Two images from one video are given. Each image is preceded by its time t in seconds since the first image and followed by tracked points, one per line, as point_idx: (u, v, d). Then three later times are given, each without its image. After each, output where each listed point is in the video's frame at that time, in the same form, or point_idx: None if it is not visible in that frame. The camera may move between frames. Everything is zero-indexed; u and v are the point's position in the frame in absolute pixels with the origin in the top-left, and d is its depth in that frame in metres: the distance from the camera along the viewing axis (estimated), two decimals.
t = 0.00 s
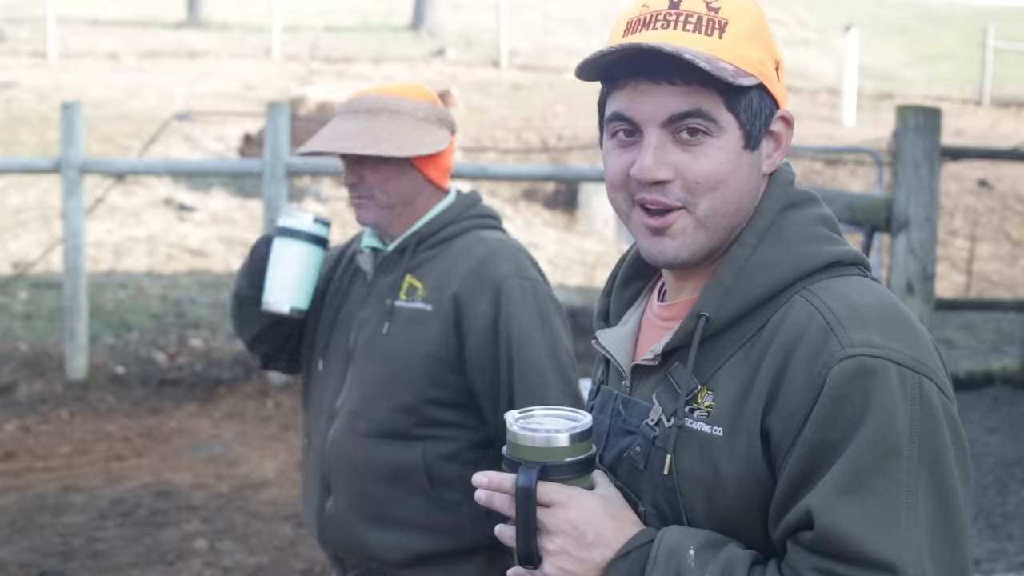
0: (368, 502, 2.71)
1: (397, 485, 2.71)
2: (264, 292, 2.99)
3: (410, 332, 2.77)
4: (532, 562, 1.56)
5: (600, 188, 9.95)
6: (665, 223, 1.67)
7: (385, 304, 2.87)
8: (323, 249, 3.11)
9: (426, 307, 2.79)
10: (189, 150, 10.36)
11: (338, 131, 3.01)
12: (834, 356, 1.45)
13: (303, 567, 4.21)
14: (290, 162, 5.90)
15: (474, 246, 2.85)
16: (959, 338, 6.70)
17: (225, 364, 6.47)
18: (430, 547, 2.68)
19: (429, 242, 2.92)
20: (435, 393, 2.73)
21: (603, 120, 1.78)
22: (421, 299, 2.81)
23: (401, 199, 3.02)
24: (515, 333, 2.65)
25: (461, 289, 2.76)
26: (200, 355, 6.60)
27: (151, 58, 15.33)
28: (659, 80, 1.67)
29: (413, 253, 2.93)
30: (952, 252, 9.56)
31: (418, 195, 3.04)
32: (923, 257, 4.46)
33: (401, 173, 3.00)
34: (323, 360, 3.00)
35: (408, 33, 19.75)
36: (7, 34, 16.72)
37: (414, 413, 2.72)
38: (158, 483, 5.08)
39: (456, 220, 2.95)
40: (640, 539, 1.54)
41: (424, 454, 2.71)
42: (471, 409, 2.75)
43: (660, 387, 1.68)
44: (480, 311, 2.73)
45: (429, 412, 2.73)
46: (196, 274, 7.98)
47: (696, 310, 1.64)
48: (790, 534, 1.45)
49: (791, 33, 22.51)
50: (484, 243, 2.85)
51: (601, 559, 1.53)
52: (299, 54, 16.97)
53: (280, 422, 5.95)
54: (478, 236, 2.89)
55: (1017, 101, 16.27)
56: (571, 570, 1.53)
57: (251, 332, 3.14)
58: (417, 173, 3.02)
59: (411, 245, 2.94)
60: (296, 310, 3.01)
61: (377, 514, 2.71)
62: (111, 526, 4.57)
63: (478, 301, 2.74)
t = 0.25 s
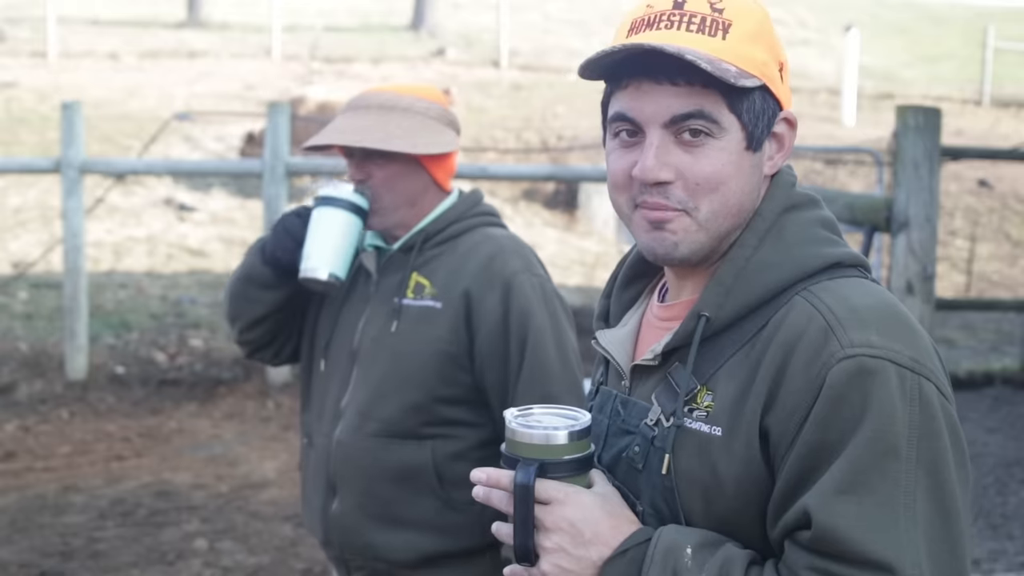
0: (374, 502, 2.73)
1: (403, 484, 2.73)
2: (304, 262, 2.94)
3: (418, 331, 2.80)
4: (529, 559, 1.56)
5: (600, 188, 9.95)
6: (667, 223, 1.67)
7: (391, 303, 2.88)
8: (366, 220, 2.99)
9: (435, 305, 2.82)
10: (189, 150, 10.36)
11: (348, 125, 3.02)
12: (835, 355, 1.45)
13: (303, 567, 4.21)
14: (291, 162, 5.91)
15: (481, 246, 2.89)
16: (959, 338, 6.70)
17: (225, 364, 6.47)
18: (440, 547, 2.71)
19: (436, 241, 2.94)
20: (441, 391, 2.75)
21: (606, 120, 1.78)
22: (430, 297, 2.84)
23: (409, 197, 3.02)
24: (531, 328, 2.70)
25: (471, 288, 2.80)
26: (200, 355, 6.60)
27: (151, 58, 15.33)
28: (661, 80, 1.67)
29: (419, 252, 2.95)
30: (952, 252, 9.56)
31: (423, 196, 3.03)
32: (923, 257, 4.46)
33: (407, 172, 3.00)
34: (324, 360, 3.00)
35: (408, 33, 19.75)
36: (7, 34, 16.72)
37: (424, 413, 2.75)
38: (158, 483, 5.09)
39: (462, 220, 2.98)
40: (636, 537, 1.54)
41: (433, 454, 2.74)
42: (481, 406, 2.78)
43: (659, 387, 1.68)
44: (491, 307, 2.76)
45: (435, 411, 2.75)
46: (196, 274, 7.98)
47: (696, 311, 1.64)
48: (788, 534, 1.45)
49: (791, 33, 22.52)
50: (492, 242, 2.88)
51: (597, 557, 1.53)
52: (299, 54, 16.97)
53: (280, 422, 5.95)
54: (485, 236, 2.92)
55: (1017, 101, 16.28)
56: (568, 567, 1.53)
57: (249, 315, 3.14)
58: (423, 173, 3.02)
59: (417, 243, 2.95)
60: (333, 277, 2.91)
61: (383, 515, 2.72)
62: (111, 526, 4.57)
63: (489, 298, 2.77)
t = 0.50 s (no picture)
0: (376, 501, 2.73)
1: (403, 483, 2.73)
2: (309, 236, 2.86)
3: (422, 329, 2.80)
4: (524, 558, 1.56)
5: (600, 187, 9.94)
6: (665, 219, 1.67)
7: (395, 300, 2.89)
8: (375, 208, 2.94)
9: (440, 302, 2.83)
10: (189, 150, 10.36)
11: (355, 122, 3.02)
12: (830, 356, 1.45)
13: (303, 567, 4.22)
14: (291, 162, 5.91)
15: (485, 246, 2.90)
16: (959, 338, 6.70)
17: (224, 364, 6.47)
18: (441, 547, 2.71)
19: (440, 239, 2.96)
20: (442, 391, 2.75)
21: (605, 118, 1.78)
22: (434, 295, 2.85)
23: (415, 196, 3.02)
24: (537, 326, 2.72)
25: (477, 287, 2.81)
26: (200, 354, 6.60)
27: (151, 58, 15.34)
28: (659, 78, 1.67)
29: (423, 250, 2.95)
30: (952, 252, 9.56)
31: (428, 196, 3.03)
32: (923, 257, 4.46)
33: (413, 171, 3.01)
34: (323, 358, 2.99)
35: (408, 33, 19.75)
36: (7, 34, 16.72)
37: (427, 410, 2.75)
38: (158, 483, 5.09)
39: (466, 219, 2.99)
40: (630, 537, 1.54)
41: (436, 452, 2.75)
42: (485, 404, 2.79)
43: (655, 387, 1.68)
44: (497, 305, 2.77)
45: (435, 410, 2.75)
46: (196, 274, 7.98)
47: (692, 310, 1.64)
48: (782, 534, 1.46)
49: (791, 33, 22.52)
50: (497, 242, 2.89)
51: (592, 556, 1.53)
52: (299, 54, 16.97)
53: (280, 422, 5.95)
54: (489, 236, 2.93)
55: (1017, 101, 16.28)
56: (562, 566, 1.54)
57: (244, 304, 3.11)
58: (429, 173, 3.02)
59: (421, 242, 2.96)
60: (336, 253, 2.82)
61: (385, 514, 2.73)
62: (111, 526, 4.57)
63: (495, 296, 2.78)
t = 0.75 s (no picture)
0: (376, 499, 2.73)
1: (402, 481, 2.73)
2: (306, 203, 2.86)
3: (424, 327, 2.80)
4: (518, 559, 1.56)
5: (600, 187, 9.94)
6: (659, 221, 1.67)
7: (397, 298, 2.89)
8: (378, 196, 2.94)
9: (443, 300, 2.83)
10: (189, 150, 10.36)
11: (363, 116, 3.01)
12: (825, 357, 1.45)
13: (303, 567, 4.22)
14: (291, 162, 5.91)
15: (488, 246, 2.91)
16: (959, 338, 6.70)
17: (225, 364, 6.48)
18: (440, 545, 2.71)
19: (442, 238, 2.96)
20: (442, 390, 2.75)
21: (599, 118, 1.78)
22: (437, 293, 2.85)
23: (418, 194, 3.01)
24: (540, 325, 2.73)
25: (481, 286, 2.81)
26: (200, 355, 6.60)
27: (150, 57, 15.34)
28: (654, 79, 1.67)
29: (426, 249, 2.96)
30: (952, 252, 9.56)
31: (431, 194, 3.03)
32: (923, 257, 4.46)
33: (418, 169, 3.00)
34: (322, 357, 2.98)
35: (408, 33, 19.75)
36: (7, 34, 16.72)
37: (429, 408, 2.75)
38: (158, 483, 5.09)
39: (468, 219, 3.00)
40: (624, 538, 1.54)
41: (436, 450, 2.74)
42: (486, 403, 2.80)
43: (649, 389, 1.68)
44: (501, 304, 2.78)
45: (434, 410, 2.75)
46: (196, 274, 7.98)
47: (687, 311, 1.64)
48: (777, 535, 1.45)
49: (791, 33, 22.52)
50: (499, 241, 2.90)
51: (586, 557, 1.53)
52: (299, 54, 16.97)
53: (280, 422, 5.95)
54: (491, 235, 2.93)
55: (1017, 101, 16.28)
56: (556, 568, 1.53)
57: (240, 292, 3.11)
58: (433, 171, 3.02)
59: (423, 240, 2.97)
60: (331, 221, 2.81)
61: (385, 512, 2.72)
62: (111, 526, 4.57)
63: (499, 295, 2.79)
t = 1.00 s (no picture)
0: (376, 497, 2.73)
1: (402, 481, 2.73)
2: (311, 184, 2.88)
3: (426, 325, 2.81)
4: (509, 558, 1.57)
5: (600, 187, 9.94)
6: (656, 219, 1.67)
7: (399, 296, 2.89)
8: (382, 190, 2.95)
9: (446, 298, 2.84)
10: (189, 150, 10.36)
11: (371, 112, 3.01)
12: (820, 358, 1.45)
13: (303, 567, 4.22)
14: (291, 162, 5.91)
15: (490, 245, 2.92)
16: (959, 338, 6.70)
17: (225, 364, 6.48)
18: (441, 544, 2.71)
19: (444, 236, 2.96)
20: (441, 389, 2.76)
21: (596, 115, 1.78)
22: (440, 290, 2.85)
23: (422, 191, 3.01)
24: (542, 323, 2.74)
25: (483, 285, 2.82)
26: (200, 354, 6.60)
27: (150, 58, 15.34)
28: (649, 77, 1.67)
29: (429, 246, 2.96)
30: (952, 252, 9.57)
31: (434, 194, 3.04)
32: (923, 257, 4.46)
33: (421, 167, 3.01)
34: (322, 355, 2.98)
35: (408, 33, 19.75)
36: (7, 34, 16.72)
37: (431, 405, 2.75)
38: (158, 483, 5.08)
39: (471, 217, 3.01)
40: (616, 538, 1.54)
41: (438, 447, 2.74)
42: (486, 402, 2.80)
43: (644, 390, 1.68)
44: (505, 302, 2.78)
45: (434, 409, 2.75)
46: (196, 274, 7.98)
47: (683, 312, 1.64)
48: (771, 536, 1.45)
49: (791, 33, 22.52)
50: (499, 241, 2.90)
51: (578, 557, 1.53)
52: (299, 54, 16.97)
53: (280, 422, 5.96)
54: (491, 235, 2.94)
55: (1017, 101, 16.28)
56: (548, 567, 1.54)
57: (238, 287, 3.10)
58: (436, 170, 3.03)
59: (425, 239, 2.97)
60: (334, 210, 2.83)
61: (385, 510, 2.73)
62: (111, 526, 4.57)
63: (503, 293, 2.79)
